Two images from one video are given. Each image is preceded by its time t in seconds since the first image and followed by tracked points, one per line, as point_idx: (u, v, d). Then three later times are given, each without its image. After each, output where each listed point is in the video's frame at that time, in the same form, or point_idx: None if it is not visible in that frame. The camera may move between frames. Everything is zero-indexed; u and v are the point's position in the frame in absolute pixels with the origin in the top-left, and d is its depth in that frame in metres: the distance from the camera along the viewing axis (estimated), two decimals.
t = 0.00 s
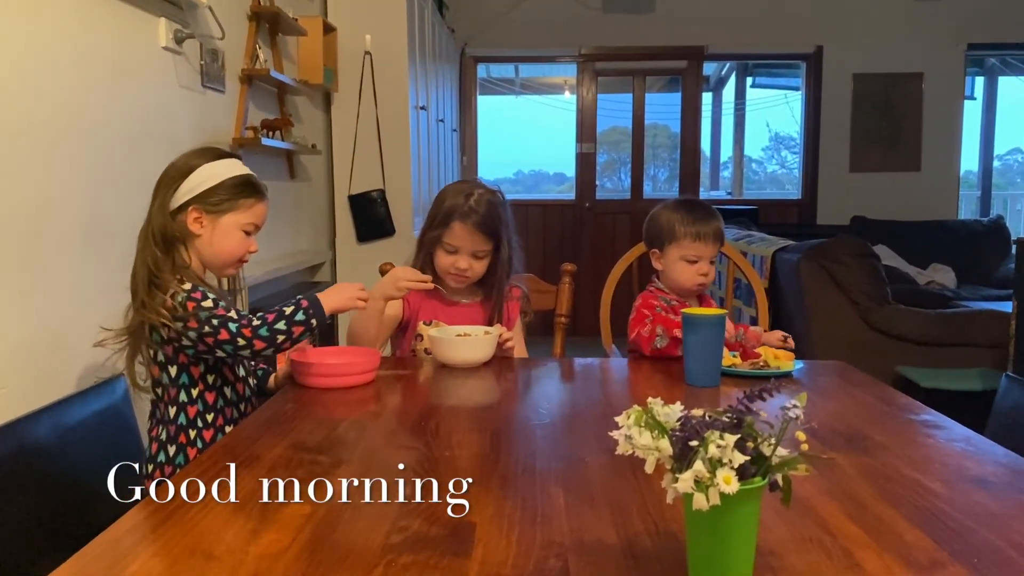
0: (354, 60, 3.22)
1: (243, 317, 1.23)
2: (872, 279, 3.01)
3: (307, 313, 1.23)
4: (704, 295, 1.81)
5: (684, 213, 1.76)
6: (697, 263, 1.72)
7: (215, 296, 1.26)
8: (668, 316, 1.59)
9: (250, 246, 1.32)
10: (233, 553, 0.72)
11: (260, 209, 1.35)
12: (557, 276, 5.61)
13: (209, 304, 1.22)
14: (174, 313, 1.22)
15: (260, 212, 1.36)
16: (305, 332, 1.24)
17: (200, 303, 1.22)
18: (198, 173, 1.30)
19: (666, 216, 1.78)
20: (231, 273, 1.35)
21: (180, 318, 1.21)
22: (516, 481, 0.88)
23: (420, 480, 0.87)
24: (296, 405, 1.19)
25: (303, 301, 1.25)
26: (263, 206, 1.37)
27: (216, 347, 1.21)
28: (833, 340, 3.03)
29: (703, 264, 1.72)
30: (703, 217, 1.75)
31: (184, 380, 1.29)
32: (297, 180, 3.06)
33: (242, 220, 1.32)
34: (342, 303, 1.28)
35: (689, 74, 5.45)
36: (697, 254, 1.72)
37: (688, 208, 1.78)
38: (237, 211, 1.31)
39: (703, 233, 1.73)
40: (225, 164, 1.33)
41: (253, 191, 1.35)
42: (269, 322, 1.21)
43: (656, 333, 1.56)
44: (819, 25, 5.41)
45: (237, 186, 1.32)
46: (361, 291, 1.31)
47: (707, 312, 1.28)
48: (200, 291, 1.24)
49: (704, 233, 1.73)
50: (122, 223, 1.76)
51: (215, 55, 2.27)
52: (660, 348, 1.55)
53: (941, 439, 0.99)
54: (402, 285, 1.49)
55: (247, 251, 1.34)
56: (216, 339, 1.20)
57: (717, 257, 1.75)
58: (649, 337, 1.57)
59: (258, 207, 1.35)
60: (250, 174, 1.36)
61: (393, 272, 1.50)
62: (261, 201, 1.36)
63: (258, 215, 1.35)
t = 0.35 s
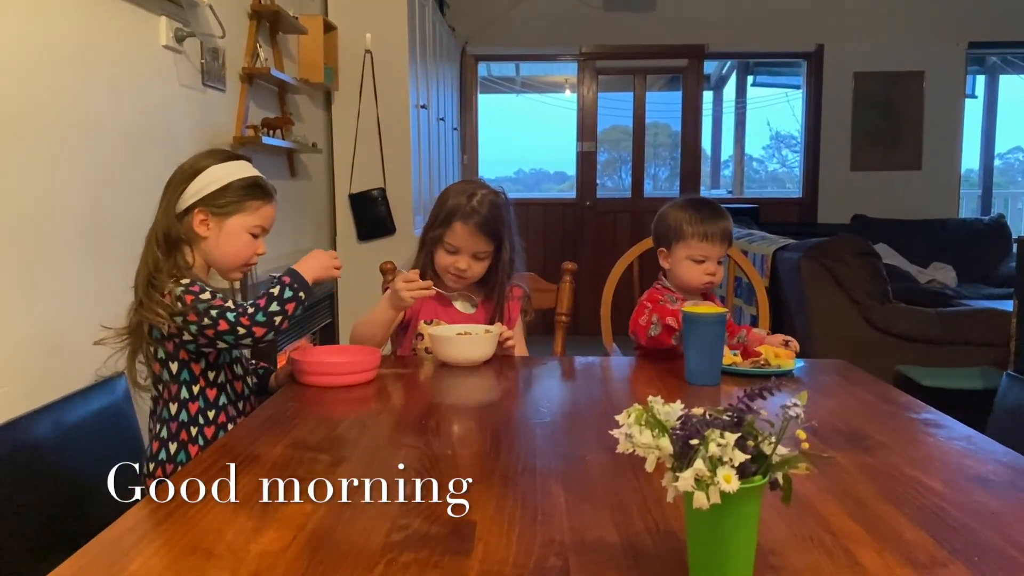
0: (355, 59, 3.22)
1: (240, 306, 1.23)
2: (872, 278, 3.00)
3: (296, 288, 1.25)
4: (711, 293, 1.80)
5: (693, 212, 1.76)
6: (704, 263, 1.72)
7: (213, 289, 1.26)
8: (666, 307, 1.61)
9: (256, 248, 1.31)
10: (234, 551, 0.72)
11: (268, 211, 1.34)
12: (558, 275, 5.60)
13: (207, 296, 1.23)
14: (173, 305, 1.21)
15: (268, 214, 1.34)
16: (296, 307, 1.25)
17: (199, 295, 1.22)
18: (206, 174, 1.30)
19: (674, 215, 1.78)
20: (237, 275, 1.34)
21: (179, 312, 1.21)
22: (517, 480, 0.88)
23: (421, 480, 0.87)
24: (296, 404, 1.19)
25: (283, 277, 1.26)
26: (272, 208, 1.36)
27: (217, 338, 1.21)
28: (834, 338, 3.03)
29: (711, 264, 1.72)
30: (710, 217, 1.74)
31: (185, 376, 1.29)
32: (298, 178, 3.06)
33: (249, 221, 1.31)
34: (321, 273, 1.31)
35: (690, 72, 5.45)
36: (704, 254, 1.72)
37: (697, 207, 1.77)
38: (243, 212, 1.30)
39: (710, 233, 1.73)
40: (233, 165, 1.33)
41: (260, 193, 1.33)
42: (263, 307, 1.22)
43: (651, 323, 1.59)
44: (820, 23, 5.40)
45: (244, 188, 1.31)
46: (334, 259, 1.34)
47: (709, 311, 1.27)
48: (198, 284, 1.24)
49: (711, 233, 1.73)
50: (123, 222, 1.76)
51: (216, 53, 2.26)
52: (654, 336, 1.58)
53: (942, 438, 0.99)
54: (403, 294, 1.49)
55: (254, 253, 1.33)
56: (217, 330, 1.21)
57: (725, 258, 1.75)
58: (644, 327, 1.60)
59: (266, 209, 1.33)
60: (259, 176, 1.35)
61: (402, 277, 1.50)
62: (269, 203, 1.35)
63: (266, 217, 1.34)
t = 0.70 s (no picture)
0: (355, 58, 3.22)
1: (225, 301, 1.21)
2: (873, 277, 3.00)
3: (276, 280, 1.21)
4: (713, 293, 1.80)
5: (698, 211, 1.75)
6: (707, 263, 1.71)
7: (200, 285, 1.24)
8: (677, 304, 1.60)
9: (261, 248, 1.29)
10: (234, 549, 0.72)
11: (270, 210, 1.32)
12: (558, 274, 5.61)
13: (193, 292, 1.21)
14: (158, 302, 1.21)
15: (271, 213, 1.33)
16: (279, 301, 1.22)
17: (185, 291, 1.21)
18: (205, 180, 1.30)
19: (678, 213, 1.78)
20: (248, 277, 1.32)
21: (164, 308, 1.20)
22: (517, 479, 0.88)
23: (421, 480, 0.87)
24: (296, 403, 1.19)
25: (263, 270, 1.22)
26: (276, 208, 1.35)
27: (202, 335, 1.19)
28: (834, 337, 3.03)
29: (713, 264, 1.71)
30: (714, 217, 1.74)
31: (172, 373, 1.26)
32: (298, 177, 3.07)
33: (253, 222, 1.30)
34: (296, 258, 1.28)
35: (690, 72, 5.44)
36: (706, 254, 1.72)
37: (701, 206, 1.77)
38: (244, 213, 1.29)
39: (714, 233, 1.72)
40: (231, 169, 1.33)
41: (260, 192, 1.33)
42: (244, 301, 1.19)
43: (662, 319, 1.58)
44: (820, 22, 5.40)
45: (243, 189, 1.31)
46: (310, 247, 1.31)
47: (710, 309, 1.26)
48: (186, 281, 1.23)
49: (715, 232, 1.73)
50: (123, 221, 1.75)
51: (216, 52, 2.26)
52: (664, 333, 1.57)
53: (942, 437, 0.99)
54: (409, 292, 1.49)
55: (264, 253, 1.32)
56: (201, 327, 1.19)
57: (727, 258, 1.74)
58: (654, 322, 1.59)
59: (267, 208, 1.32)
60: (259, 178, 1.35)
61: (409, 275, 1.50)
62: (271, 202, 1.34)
63: (270, 216, 1.32)
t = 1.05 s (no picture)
0: (354, 57, 3.22)
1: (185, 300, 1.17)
2: (872, 276, 3.00)
3: (228, 280, 1.14)
4: (712, 292, 1.80)
5: (699, 211, 1.75)
6: (705, 264, 1.72)
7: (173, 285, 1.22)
8: (669, 312, 1.59)
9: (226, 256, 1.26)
10: (233, 548, 0.72)
11: (241, 218, 1.28)
12: (558, 273, 5.61)
13: (160, 292, 1.19)
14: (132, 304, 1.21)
15: (244, 220, 1.29)
16: (235, 302, 1.14)
17: (153, 292, 1.20)
18: (180, 182, 1.29)
19: (680, 212, 1.78)
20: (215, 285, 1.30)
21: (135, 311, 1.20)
22: (516, 478, 0.88)
23: (422, 479, 0.87)
24: (296, 402, 1.19)
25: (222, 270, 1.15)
26: (253, 215, 1.32)
27: (163, 336, 1.17)
28: (833, 336, 3.03)
29: (712, 265, 1.72)
30: (715, 218, 1.74)
31: (155, 373, 1.26)
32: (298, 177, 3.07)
33: (218, 229, 1.27)
34: (267, 263, 1.18)
35: (689, 71, 5.44)
36: (705, 255, 1.72)
37: (703, 206, 1.77)
38: (212, 220, 1.27)
39: (714, 233, 1.72)
40: (210, 173, 1.30)
41: (233, 198, 1.29)
42: (196, 302, 1.14)
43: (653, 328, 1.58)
44: (820, 21, 5.40)
45: (213, 195, 1.28)
46: (287, 247, 1.19)
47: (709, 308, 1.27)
48: (158, 281, 1.22)
49: (715, 233, 1.73)
50: (121, 220, 1.75)
51: (215, 51, 2.26)
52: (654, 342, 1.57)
53: (941, 436, 0.99)
54: (407, 291, 1.49)
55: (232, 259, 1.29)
56: (161, 328, 1.17)
57: (726, 259, 1.74)
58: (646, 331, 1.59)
59: (237, 215, 1.28)
60: (239, 183, 1.31)
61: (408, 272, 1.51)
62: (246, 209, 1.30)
63: (240, 224, 1.29)
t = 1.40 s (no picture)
0: (353, 57, 3.21)
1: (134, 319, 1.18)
2: (870, 275, 3.00)
3: (166, 313, 1.14)
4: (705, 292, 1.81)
5: (692, 212, 1.75)
6: (695, 265, 1.72)
7: (141, 294, 1.24)
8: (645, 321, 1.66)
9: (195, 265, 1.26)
10: (231, 547, 0.72)
11: (217, 227, 1.27)
12: (556, 273, 5.61)
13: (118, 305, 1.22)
14: (107, 308, 1.25)
15: (220, 230, 1.28)
16: (169, 332, 1.15)
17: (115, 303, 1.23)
18: (161, 183, 1.28)
19: (673, 213, 1.78)
20: (184, 290, 1.31)
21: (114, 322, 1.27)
22: (514, 477, 0.88)
23: (420, 479, 0.87)
24: (295, 401, 1.19)
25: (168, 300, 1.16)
26: (232, 224, 1.30)
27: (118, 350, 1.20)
28: (831, 336, 3.03)
29: (701, 267, 1.72)
30: (707, 219, 1.73)
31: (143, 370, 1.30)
32: (296, 176, 3.07)
33: (192, 235, 1.26)
34: (211, 294, 1.16)
35: (688, 70, 5.45)
36: (696, 256, 1.72)
37: (696, 207, 1.76)
38: (188, 225, 1.26)
39: (705, 235, 1.72)
40: (194, 177, 1.29)
41: (212, 207, 1.27)
42: (132, 326, 1.15)
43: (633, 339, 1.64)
44: (818, 21, 5.41)
45: (192, 202, 1.26)
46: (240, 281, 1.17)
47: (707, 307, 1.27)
48: (126, 292, 1.24)
49: (706, 235, 1.72)
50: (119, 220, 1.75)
51: (214, 50, 2.26)
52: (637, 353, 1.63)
53: (939, 436, 0.99)
54: (404, 291, 1.49)
55: (205, 265, 1.29)
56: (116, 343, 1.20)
57: (718, 260, 1.74)
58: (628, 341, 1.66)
59: (213, 224, 1.27)
60: (222, 191, 1.30)
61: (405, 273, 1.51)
62: (224, 218, 1.29)
63: (215, 233, 1.27)
